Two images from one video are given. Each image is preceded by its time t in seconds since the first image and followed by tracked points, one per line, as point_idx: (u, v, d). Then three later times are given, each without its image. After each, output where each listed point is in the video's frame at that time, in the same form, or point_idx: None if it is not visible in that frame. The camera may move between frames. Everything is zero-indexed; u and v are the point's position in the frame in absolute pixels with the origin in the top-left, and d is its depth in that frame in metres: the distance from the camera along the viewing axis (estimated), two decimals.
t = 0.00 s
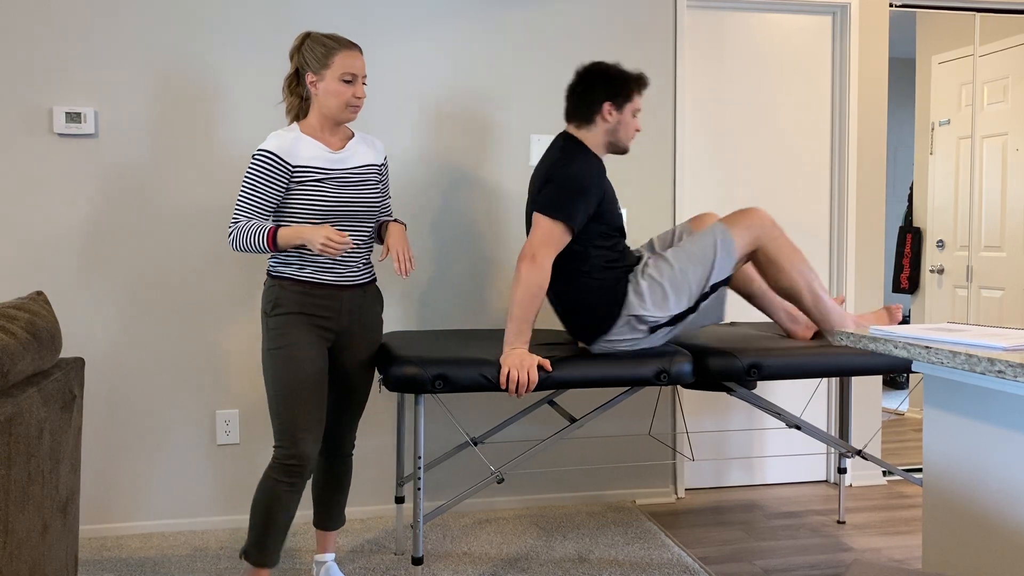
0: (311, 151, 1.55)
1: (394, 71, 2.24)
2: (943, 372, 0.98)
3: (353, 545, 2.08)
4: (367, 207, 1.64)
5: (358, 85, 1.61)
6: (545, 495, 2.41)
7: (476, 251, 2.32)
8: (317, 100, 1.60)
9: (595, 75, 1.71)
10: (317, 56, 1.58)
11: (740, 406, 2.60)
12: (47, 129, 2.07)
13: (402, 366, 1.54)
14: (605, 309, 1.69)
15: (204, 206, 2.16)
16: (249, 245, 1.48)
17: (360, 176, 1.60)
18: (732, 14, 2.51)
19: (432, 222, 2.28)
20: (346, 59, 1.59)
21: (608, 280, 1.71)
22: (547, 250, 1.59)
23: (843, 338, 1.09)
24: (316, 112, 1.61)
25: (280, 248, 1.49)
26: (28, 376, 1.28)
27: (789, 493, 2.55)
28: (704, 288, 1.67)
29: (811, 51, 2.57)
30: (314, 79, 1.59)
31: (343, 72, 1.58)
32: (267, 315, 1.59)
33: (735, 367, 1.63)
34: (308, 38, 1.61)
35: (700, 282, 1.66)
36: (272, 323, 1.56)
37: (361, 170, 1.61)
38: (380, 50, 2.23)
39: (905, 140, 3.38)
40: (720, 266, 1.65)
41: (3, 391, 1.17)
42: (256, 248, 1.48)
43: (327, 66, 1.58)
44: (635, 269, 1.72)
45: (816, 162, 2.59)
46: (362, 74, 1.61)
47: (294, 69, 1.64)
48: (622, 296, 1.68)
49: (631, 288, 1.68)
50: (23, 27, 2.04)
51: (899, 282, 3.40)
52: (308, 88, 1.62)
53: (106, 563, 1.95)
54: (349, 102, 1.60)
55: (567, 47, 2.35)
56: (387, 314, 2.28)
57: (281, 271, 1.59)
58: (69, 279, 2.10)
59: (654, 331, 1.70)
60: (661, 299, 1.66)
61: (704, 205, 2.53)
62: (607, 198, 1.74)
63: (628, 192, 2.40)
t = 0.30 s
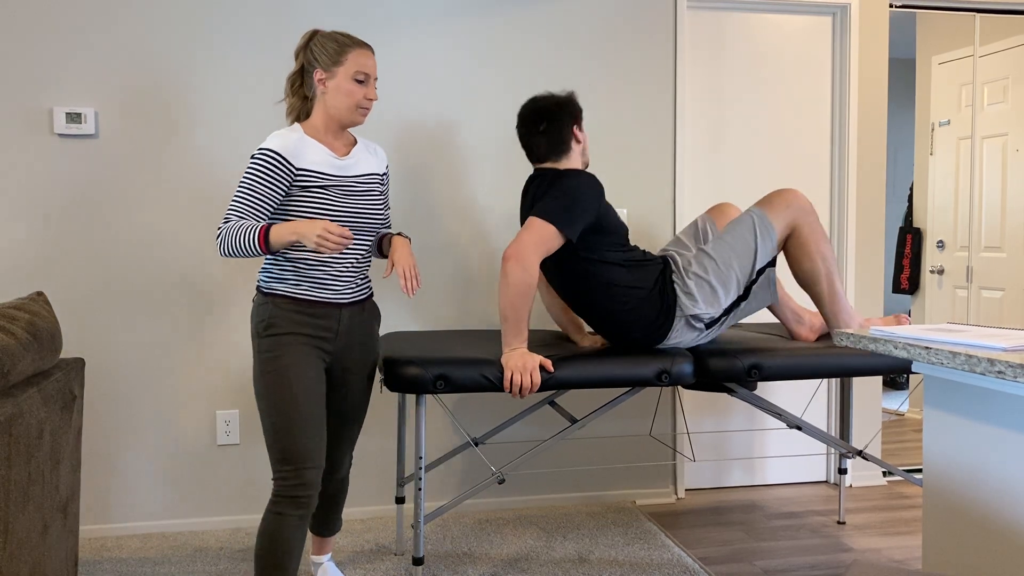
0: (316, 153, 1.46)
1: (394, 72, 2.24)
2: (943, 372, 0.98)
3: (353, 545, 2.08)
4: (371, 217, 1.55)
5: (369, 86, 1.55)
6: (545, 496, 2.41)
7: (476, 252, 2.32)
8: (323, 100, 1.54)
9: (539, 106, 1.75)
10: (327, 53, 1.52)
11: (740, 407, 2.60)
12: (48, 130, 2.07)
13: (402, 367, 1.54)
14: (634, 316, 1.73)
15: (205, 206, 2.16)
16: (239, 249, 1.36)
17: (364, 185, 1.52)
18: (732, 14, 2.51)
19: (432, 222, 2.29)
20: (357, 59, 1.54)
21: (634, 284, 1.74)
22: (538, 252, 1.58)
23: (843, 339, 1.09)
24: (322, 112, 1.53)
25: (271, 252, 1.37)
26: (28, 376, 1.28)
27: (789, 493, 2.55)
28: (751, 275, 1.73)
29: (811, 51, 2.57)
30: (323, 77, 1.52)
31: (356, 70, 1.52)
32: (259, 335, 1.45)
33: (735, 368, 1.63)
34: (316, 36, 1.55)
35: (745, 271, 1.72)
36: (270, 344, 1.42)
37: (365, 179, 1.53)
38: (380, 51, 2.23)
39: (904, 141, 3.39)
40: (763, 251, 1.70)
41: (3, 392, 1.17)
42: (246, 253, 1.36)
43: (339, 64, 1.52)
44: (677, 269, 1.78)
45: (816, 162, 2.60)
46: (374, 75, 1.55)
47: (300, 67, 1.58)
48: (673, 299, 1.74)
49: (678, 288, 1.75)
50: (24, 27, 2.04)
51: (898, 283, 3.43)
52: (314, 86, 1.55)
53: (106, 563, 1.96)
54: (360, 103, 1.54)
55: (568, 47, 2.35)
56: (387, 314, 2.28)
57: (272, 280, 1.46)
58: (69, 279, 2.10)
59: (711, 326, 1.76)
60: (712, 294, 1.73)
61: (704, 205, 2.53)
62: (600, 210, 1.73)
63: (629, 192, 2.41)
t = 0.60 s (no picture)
0: (335, 140, 1.25)
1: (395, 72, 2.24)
2: (943, 373, 0.98)
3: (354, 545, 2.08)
4: (387, 208, 1.36)
5: (392, 68, 1.36)
6: (545, 496, 2.41)
7: (476, 253, 2.32)
8: (338, 78, 1.32)
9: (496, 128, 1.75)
10: (349, 25, 1.31)
11: (740, 407, 2.60)
12: (48, 130, 2.07)
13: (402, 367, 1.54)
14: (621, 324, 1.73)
15: (205, 206, 2.16)
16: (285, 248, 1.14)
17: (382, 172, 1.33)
18: (732, 14, 2.51)
19: (433, 223, 2.29)
20: (381, 36, 1.34)
21: (617, 291, 1.74)
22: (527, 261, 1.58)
23: (843, 339, 1.09)
24: (332, 90, 1.32)
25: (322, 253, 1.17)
26: (29, 377, 1.28)
27: (789, 494, 2.55)
28: (724, 277, 1.75)
29: (811, 52, 2.57)
30: (343, 52, 1.31)
31: (380, 49, 1.33)
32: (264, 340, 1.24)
33: (735, 368, 1.63)
34: (333, 6, 1.34)
35: (719, 272, 1.75)
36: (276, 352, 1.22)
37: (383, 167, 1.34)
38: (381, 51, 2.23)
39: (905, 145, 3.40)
40: (736, 253, 1.74)
41: (3, 392, 1.17)
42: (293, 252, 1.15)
43: (362, 39, 1.31)
44: (651, 273, 1.79)
45: (816, 163, 2.59)
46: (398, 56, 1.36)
47: (311, 40, 1.36)
48: (648, 302, 1.74)
49: (654, 291, 1.75)
50: (24, 27, 2.04)
51: (898, 283, 3.42)
52: (328, 61, 1.33)
53: (107, 563, 1.96)
54: (381, 86, 1.34)
55: (568, 47, 2.35)
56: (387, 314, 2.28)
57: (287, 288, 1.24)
58: (70, 279, 2.10)
59: (692, 328, 1.74)
60: (687, 295, 1.74)
61: (705, 205, 2.53)
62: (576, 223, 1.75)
63: (629, 192, 2.40)
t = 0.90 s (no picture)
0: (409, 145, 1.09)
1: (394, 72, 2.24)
2: (943, 373, 0.98)
3: (354, 545, 2.08)
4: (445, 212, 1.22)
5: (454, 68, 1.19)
6: (545, 497, 2.41)
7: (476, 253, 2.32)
8: (397, 76, 1.14)
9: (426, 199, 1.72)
10: (408, 18, 1.14)
11: (740, 407, 2.60)
12: (48, 130, 2.07)
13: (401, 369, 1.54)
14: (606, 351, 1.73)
15: (204, 206, 2.16)
16: (417, 260, 1.03)
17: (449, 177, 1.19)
18: (732, 14, 2.51)
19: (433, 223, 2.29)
20: (440, 32, 1.17)
21: (586, 324, 1.74)
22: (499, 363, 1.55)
23: (843, 339, 1.09)
24: (392, 90, 1.14)
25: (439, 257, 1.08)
26: (29, 377, 1.28)
27: (790, 494, 2.55)
28: (712, 279, 1.77)
29: (811, 51, 2.57)
30: (406, 47, 1.14)
31: (443, 47, 1.16)
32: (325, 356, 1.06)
33: (735, 369, 1.62)
34: None
35: (706, 275, 1.77)
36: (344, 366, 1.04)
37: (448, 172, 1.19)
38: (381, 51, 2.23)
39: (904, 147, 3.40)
40: (721, 254, 1.76)
41: (3, 392, 1.17)
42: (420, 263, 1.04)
43: (425, 35, 1.14)
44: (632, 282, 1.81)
45: (816, 163, 2.59)
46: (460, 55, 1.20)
47: (365, 37, 1.17)
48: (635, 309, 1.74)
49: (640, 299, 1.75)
50: (25, 27, 2.04)
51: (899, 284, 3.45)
52: (383, 57, 1.15)
53: (108, 563, 1.96)
54: (444, 86, 1.17)
55: (567, 47, 2.35)
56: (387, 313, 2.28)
57: (360, 304, 1.04)
58: (69, 279, 2.10)
59: (683, 331, 1.75)
60: (674, 299, 1.75)
61: (705, 205, 2.53)
62: (513, 273, 1.78)
63: (630, 192, 2.40)
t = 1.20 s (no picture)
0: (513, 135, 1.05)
1: (395, 73, 2.25)
2: (943, 374, 0.98)
3: (354, 545, 2.08)
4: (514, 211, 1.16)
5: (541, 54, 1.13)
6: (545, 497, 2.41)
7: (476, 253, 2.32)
8: (493, 60, 1.06)
9: (368, 265, 1.73)
10: None
11: (741, 408, 2.60)
12: (48, 129, 2.07)
13: (401, 368, 1.54)
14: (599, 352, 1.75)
15: (204, 206, 2.16)
16: (530, 249, 1.00)
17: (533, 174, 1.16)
18: (732, 14, 2.51)
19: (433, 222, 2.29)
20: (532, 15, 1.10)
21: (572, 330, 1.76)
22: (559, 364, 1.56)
23: (843, 340, 1.09)
24: (488, 76, 1.06)
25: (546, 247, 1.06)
26: (29, 376, 1.28)
27: (790, 494, 2.55)
28: (718, 295, 1.77)
29: (811, 51, 2.57)
30: (506, 30, 1.05)
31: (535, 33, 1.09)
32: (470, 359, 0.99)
33: (736, 369, 1.62)
34: None
35: (712, 291, 1.76)
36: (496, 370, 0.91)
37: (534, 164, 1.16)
38: (381, 51, 2.23)
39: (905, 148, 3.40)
40: (731, 270, 1.75)
41: (3, 392, 1.17)
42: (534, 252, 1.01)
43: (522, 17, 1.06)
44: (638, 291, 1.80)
45: (816, 164, 2.59)
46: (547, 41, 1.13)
47: (455, 18, 1.07)
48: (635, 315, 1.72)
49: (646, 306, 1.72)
50: (25, 27, 2.04)
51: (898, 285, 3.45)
52: (477, 39, 1.06)
53: (108, 563, 1.96)
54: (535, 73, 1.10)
55: (567, 47, 2.35)
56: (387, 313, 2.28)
57: (488, 294, 1.00)
58: (69, 279, 2.10)
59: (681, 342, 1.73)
60: (677, 312, 1.73)
61: (706, 206, 2.53)
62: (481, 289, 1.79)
63: (630, 192, 2.40)
